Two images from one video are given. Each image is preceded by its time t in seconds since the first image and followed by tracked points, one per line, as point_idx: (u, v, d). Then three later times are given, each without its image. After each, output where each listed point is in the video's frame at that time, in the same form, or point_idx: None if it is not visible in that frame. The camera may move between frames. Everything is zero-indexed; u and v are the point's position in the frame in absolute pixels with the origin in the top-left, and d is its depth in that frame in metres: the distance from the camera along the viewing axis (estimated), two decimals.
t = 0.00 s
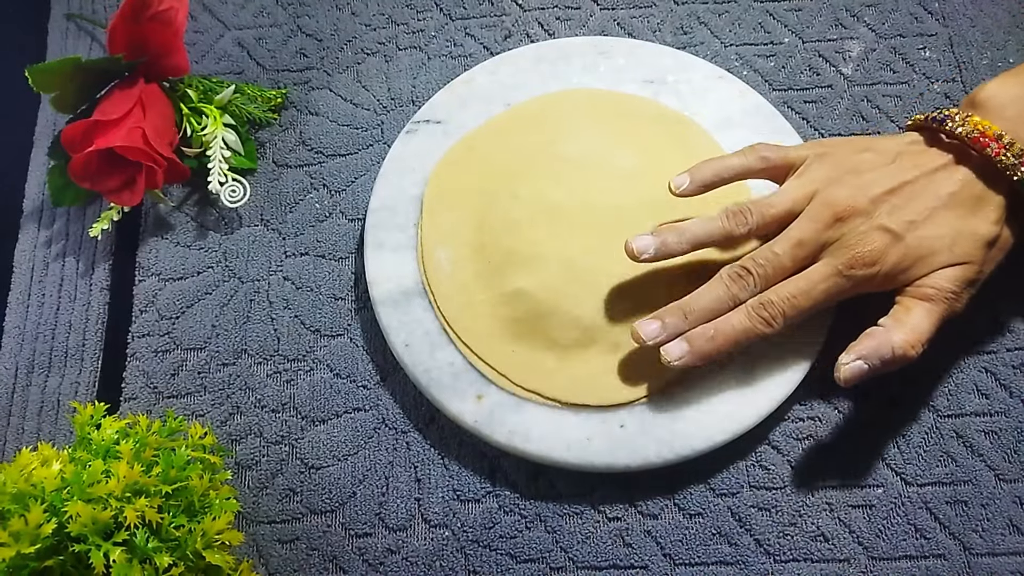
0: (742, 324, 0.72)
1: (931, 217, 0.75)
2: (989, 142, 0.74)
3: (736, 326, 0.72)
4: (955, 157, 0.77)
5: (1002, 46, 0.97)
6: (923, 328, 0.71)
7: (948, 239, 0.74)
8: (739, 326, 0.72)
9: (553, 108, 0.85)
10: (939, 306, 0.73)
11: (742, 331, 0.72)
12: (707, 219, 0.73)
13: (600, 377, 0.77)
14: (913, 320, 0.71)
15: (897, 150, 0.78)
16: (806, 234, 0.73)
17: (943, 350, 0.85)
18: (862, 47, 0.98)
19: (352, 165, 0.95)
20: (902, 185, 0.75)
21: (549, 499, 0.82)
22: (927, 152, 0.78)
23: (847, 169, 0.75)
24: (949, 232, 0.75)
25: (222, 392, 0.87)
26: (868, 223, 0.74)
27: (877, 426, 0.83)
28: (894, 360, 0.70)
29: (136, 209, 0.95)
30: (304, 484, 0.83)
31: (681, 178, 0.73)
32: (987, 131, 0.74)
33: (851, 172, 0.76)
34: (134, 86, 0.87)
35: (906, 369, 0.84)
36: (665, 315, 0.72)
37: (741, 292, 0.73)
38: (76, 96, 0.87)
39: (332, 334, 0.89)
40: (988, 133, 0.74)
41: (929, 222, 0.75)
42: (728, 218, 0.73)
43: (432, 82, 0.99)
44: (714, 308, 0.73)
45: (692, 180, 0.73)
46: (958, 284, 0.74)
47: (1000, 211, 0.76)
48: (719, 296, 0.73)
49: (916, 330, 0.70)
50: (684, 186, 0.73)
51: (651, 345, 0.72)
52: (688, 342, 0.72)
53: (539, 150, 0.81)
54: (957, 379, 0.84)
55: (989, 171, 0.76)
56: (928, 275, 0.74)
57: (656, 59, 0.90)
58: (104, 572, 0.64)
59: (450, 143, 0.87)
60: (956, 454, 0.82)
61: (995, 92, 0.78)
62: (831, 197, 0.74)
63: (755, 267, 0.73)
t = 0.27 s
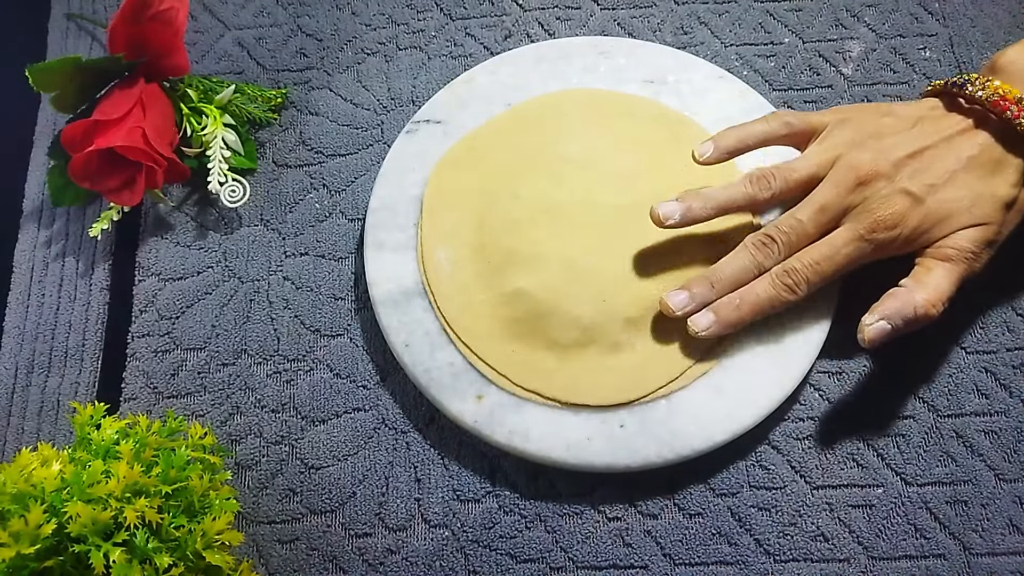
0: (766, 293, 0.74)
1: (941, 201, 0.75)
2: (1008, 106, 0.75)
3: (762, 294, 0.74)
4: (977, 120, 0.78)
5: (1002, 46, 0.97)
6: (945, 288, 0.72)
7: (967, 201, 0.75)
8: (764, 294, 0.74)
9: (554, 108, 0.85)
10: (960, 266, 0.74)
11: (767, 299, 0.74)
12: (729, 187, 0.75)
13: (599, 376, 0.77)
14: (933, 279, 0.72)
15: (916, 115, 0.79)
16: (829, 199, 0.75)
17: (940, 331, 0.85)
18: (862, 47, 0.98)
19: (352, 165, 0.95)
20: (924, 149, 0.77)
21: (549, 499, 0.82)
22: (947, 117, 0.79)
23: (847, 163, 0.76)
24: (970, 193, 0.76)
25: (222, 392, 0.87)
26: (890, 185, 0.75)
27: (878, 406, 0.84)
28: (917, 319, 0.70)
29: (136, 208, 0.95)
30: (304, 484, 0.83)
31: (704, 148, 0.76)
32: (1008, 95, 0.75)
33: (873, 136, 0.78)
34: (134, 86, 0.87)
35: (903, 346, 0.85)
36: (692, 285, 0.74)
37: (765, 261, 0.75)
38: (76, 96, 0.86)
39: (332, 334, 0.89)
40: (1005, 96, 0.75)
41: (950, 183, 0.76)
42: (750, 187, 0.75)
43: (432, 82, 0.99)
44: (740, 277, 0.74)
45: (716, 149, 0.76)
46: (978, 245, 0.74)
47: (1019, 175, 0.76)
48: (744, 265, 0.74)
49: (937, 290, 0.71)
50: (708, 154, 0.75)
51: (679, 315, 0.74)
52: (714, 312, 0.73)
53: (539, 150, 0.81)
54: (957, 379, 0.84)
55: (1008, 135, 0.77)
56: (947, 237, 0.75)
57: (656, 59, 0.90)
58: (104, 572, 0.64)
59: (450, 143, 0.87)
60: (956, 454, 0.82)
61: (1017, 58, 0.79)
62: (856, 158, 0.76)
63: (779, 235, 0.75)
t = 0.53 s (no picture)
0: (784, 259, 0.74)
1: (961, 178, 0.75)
2: None
3: (778, 260, 0.74)
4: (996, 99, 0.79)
5: (1002, 46, 0.97)
6: (955, 260, 0.73)
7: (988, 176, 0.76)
8: (781, 259, 0.74)
9: (554, 108, 0.85)
10: (972, 240, 0.75)
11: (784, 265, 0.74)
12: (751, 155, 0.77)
13: (598, 377, 0.77)
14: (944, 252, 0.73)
15: (938, 93, 0.80)
16: (850, 169, 0.75)
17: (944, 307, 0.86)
18: (862, 47, 0.98)
19: (352, 165, 0.95)
20: (943, 124, 0.77)
21: (549, 499, 0.82)
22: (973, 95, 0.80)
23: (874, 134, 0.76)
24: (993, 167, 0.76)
25: (222, 392, 0.87)
26: (905, 165, 0.76)
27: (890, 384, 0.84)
28: (927, 289, 0.71)
29: (136, 208, 0.95)
30: (304, 484, 0.83)
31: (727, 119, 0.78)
32: None
33: (896, 111, 0.79)
34: (134, 86, 0.87)
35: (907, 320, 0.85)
36: (710, 249, 0.75)
37: (783, 227, 0.75)
38: (76, 96, 0.86)
39: (332, 334, 0.89)
40: None
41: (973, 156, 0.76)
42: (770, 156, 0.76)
43: (432, 82, 0.99)
44: (758, 243, 0.75)
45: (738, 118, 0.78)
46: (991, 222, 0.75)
47: None
48: (763, 230, 0.75)
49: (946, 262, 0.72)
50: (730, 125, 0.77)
51: (696, 278, 0.74)
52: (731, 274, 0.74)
53: (539, 150, 0.81)
54: (957, 379, 0.84)
55: None
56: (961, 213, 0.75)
57: (656, 59, 0.90)
58: (103, 572, 0.64)
59: (450, 142, 0.87)
60: (956, 454, 0.82)
61: None
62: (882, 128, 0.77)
63: (798, 203, 0.75)
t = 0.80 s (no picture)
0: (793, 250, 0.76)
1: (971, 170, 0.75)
2: None
3: (787, 247, 0.75)
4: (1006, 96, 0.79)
5: (1002, 47, 0.98)
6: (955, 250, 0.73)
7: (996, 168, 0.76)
8: (790, 246, 0.75)
9: (554, 108, 0.85)
10: (972, 232, 0.75)
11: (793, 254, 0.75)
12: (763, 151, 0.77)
13: (599, 377, 0.77)
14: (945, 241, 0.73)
15: (949, 86, 0.80)
16: (860, 157, 0.75)
17: (956, 282, 0.87)
18: (862, 48, 0.98)
19: (352, 165, 0.95)
20: (953, 115, 0.77)
21: (549, 499, 0.82)
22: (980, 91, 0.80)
23: (883, 126, 0.76)
24: (1001, 160, 0.76)
25: (222, 392, 0.87)
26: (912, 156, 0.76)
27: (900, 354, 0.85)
28: (924, 279, 0.71)
29: (136, 208, 0.95)
30: (304, 484, 0.84)
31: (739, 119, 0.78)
32: None
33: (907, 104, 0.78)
34: (134, 86, 0.87)
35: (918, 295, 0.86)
36: (722, 236, 0.76)
37: (795, 214, 0.76)
38: (76, 95, 0.86)
39: (332, 334, 0.89)
40: None
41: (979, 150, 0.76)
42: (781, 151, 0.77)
43: (432, 82, 0.99)
44: (768, 229, 0.76)
45: (748, 120, 0.78)
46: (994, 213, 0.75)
47: None
48: (774, 217, 0.76)
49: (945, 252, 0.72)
50: (741, 127, 0.78)
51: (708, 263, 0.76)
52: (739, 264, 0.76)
53: (539, 150, 0.81)
54: (957, 379, 0.84)
55: None
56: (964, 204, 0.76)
57: (656, 59, 0.90)
58: (103, 572, 0.64)
59: (450, 142, 0.87)
60: (956, 454, 0.82)
61: None
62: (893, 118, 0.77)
63: (810, 189, 0.76)
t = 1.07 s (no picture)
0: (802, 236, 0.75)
1: (973, 169, 0.75)
2: None
3: (795, 235, 0.75)
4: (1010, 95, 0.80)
5: (1002, 46, 0.97)
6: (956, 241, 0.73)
7: (1002, 166, 0.75)
8: (797, 235, 0.75)
9: (554, 108, 0.85)
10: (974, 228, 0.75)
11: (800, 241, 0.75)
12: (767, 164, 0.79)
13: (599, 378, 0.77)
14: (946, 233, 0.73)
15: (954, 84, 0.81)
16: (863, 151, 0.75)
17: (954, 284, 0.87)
18: (862, 48, 0.98)
19: (352, 165, 0.95)
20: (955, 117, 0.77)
21: (549, 499, 0.82)
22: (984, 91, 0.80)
23: (889, 123, 0.77)
24: (1008, 156, 0.76)
25: (222, 392, 0.87)
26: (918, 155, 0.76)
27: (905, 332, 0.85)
28: (920, 270, 0.72)
29: (135, 209, 0.95)
30: (304, 484, 0.84)
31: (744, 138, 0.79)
32: None
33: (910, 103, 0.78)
34: (134, 86, 0.87)
35: (922, 285, 0.87)
36: (728, 224, 0.77)
37: (804, 203, 0.76)
38: (76, 96, 0.86)
39: (332, 334, 0.89)
40: None
41: (989, 145, 0.76)
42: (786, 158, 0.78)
43: (432, 82, 0.99)
44: (776, 219, 0.76)
45: (754, 141, 0.79)
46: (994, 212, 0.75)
47: None
48: (782, 207, 0.76)
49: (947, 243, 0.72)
50: (747, 146, 0.79)
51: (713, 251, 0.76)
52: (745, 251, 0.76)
53: (540, 150, 0.81)
54: (957, 379, 0.84)
55: None
56: (968, 199, 0.76)
57: (656, 59, 0.90)
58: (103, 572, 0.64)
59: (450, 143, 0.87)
60: (956, 454, 0.82)
61: None
62: (902, 114, 0.77)
63: (818, 179, 0.76)
